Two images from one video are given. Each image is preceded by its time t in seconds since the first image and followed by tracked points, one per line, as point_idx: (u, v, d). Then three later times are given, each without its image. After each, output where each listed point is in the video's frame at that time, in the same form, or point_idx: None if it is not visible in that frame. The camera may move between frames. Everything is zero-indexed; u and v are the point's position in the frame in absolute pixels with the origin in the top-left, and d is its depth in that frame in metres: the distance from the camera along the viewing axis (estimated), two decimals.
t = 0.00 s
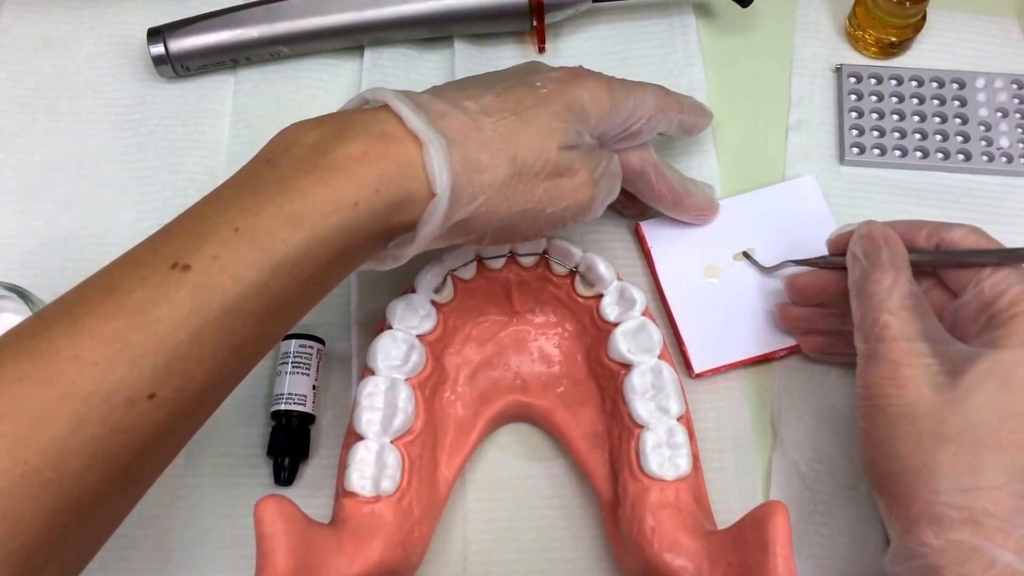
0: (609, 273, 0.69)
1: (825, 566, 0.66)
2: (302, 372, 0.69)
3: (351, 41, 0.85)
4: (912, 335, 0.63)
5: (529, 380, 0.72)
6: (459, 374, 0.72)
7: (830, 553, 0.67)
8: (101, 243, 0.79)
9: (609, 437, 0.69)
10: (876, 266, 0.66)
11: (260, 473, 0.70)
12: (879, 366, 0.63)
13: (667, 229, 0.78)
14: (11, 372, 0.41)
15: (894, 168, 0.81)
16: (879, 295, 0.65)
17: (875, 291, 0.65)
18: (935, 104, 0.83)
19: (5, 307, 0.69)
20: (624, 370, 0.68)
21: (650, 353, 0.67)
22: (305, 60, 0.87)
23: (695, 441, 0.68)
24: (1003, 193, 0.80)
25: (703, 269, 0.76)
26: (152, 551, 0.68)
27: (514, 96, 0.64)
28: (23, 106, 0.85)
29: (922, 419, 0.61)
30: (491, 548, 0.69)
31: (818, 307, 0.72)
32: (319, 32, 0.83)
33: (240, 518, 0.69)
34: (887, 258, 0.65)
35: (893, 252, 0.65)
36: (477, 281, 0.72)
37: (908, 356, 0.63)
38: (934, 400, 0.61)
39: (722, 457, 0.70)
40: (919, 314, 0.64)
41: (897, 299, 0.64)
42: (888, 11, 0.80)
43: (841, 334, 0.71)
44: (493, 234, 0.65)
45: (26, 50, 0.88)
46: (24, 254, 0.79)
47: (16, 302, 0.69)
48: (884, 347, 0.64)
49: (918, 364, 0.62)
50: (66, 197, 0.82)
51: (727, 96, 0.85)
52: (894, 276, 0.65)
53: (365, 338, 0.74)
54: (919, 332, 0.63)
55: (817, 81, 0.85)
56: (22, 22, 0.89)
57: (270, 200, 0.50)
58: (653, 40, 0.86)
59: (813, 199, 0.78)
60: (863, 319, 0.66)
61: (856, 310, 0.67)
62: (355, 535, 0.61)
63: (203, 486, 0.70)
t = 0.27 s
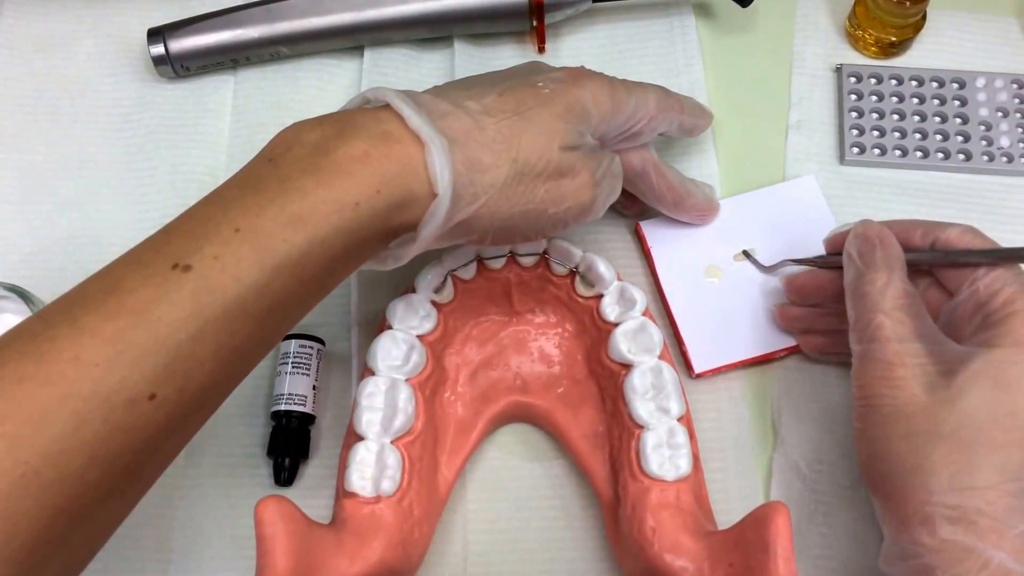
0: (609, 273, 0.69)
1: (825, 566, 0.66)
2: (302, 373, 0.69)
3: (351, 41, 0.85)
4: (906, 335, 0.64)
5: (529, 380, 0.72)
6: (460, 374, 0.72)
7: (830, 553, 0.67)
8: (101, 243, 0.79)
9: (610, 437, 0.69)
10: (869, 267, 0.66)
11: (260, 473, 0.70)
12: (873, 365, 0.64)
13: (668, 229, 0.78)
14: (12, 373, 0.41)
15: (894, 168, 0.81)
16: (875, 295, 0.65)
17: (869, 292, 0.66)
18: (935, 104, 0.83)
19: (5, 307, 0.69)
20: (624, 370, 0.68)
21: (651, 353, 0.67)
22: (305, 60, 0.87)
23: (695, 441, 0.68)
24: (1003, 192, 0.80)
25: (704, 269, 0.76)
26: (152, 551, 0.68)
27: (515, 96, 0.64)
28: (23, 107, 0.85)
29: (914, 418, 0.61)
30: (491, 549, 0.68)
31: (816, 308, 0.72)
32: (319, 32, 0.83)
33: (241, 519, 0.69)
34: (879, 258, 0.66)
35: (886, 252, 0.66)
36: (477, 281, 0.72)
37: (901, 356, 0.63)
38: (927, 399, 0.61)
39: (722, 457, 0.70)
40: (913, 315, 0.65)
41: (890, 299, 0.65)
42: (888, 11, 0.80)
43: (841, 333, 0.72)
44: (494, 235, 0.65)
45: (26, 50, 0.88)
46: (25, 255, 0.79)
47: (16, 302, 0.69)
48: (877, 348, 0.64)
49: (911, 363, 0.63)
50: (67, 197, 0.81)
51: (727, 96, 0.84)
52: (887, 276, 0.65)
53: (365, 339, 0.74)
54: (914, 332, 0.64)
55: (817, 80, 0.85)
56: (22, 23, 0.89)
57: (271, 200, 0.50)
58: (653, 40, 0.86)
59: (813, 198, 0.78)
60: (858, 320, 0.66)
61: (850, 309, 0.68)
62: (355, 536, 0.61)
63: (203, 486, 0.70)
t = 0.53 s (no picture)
0: (609, 273, 0.69)
1: (825, 565, 0.66)
2: (302, 373, 0.69)
3: (352, 41, 0.85)
4: (904, 334, 0.63)
5: (529, 380, 0.72)
6: (460, 374, 0.72)
7: (830, 553, 0.67)
8: (101, 243, 0.79)
9: (610, 437, 0.69)
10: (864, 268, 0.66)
11: (259, 473, 0.70)
12: (871, 368, 0.64)
13: (668, 228, 0.78)
14: (13, 376, 0.41)
15: (894, 168, 0.81)
16: (871, 298, 0.65)
17: (864, 294, 0.65)
18: (935, 103, 0.83)
19: (5, 307, 0.69)
20: (624, 370, 0.68)
21: (651, 353, 0.67)
22: (305, 60, 0.87)
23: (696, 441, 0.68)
24: (1003, 192, 0.80)
25: (704, 269, 0.76)
26: (153, 551, 0.68)
27: (518, 97, 0.64)
28: (23, 107, 0.85)
29: (915, 421, 0.61)
30: (492, 549, 0.68)
31: (813, 313, 0.72)
32: (319, 32, 0.83)
33: (241, 519, 0.69)
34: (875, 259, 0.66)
35: (882, 252, 0.66)
36: (477, 281, 0.72)
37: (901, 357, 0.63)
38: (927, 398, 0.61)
39: (722, 457, 0.70)
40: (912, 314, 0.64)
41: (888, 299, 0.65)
42: (889, 11, 0.80)
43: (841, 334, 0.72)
44: (495, 236, 0.65)
45: (25, 49, 0.88)
46: (25, 255, 0.79)
47: (16, 302, 0.69)
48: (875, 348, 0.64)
49: (911, 365, 0.63)
50: (67, 197, 0.81)
51: (727, 96, 0.84)
52: (883, 276, 0.65)
53: (365, 338, 0.74)
54: (911, 332, 0.64)
55: (817, 80, 0.84)
56: (21, 23, 0.89)
57: (271, 203, 0.50)
58: (653, 40, 0.86)
59: (814, 198, 0.78)
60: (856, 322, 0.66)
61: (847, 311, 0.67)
62: (355, 536, 0.61)
63: (203, 486, 0.70)
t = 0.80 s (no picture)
0: (609, 272, 0.69)
1: (826, 565, 0.66)
2: (302, 373, 0.69)
3: (352, 40, 0.85)
4: None
5: (529, 380, 0.72)
6: (460, 374, 0.72)
7: (830, 554, 0.67)
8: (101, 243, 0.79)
9: (610, 437, 0.69)
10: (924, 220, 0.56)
11: (260, 474, 0.70)
12: (994, 360, 0.47)
13: (669, 228, 0.78)
14: None
15: (894, 168, 0.81)
16: (990, 265, 0.49)
17: (977, 261, 0.49)
18: (935, 103, 0.83)
19: (6, 307, 0.69)
20: (624, 370, 0.68)
21: (651, 353, 0.67)
22: (305, 59, 0.86)
23: (695, 441, 0.68)
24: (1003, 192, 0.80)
25: (704, 269, 0.76)
26: (153, 552, 0.68)
27: (461, 77, 0.62)
28: (23, 106, 0.85)
29: None
30: (491, 550, 0.68)
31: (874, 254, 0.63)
32: (319, 31, 0.83)
33: (241, 519, 0.69)
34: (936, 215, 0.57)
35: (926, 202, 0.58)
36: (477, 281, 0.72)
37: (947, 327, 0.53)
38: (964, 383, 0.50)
39: (722, 457, 0.70)
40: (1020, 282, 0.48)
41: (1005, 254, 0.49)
42: (889, 10, 0.80)
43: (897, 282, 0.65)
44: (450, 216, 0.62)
45: (25, 48, 0.88)
46: (25, 254, 0.79)
47: (16, 302, 0.69)
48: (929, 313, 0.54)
49: None
50: (66, 197, 0.81)
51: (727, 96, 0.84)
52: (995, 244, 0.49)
53: (366, 338, 0.74)
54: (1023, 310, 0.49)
55: (818, 80, 0.84)
56: (21, 22, 0.89)
57: (208, 200, 0.50)
58: (654, 40, 0.86)
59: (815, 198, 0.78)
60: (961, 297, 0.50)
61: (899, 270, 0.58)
62: (355, 536, 0.62)
63: (204, 486, 0.70)
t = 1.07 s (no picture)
0: (610, 272, 0.69)
1: (827, 564, 0.66)
2: (302, 372, 0.69)
3: (352, 40, 0.84)
4: (858, 320, 0.51)
5: (530, 380, 0.72)
6: (460, 374, 0.72)
7: (830, 553, 0.67)
8: (101, 243, 0.79)
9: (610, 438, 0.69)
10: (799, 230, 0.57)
11: (260, 474, 0.70)
12: (863, 396, 0.50)
13: (669, 225, 0.76)
14: None
15: (894, 168, 0.81)
16: (809, 305, 0.52)
17: (800, 302, 0.53)
18: (935, 103, 0.83)
19: (6, 307, 0.69)
20: (625, 370, 0.68)
21: (652, 353, 0.67)
22: (304, 59, 0.86)
23: (696, 441, 0.68)
24: (1004, 192, 0.80)
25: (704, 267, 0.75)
26: (153, 552, 0.68)
27: (259, 133, 0.59)
28: (22, 105, 0.85)
29: (936, 449, 0.49)
30: (491, 550, 0.68)
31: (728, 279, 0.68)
32: (319, 31, 0.83)
33: (241, 519, 0.69)
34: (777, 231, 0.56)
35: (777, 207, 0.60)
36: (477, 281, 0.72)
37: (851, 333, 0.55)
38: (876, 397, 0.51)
39: (722, 457, 0.70)
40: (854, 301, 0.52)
41: (824, 295, 0.52)
42: (889, 10, 0.80)
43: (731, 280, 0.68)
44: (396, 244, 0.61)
45: (24, 48, 0.88)
46: (24, 254, 0.79)
47: (16, 302, 0.68)
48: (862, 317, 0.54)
49: (915, 373, 0.49)
50: (66, 196, 0.81)
51: (726, 97, 0.84)
52: (814, 275, 0.52)
53: (366, 338, 0.74)
54: (889, 329, 0.51)
55: (818, 79, 0.84)
56: (20, 21, 0.88)
57: (63, 328, 0.49)
58: (654, 40, 0.86)
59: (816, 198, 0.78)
60: (808, 334, 0.52)
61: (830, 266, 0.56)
62: (356, 537, 0.61)
63: (203, 486, 0.70)
